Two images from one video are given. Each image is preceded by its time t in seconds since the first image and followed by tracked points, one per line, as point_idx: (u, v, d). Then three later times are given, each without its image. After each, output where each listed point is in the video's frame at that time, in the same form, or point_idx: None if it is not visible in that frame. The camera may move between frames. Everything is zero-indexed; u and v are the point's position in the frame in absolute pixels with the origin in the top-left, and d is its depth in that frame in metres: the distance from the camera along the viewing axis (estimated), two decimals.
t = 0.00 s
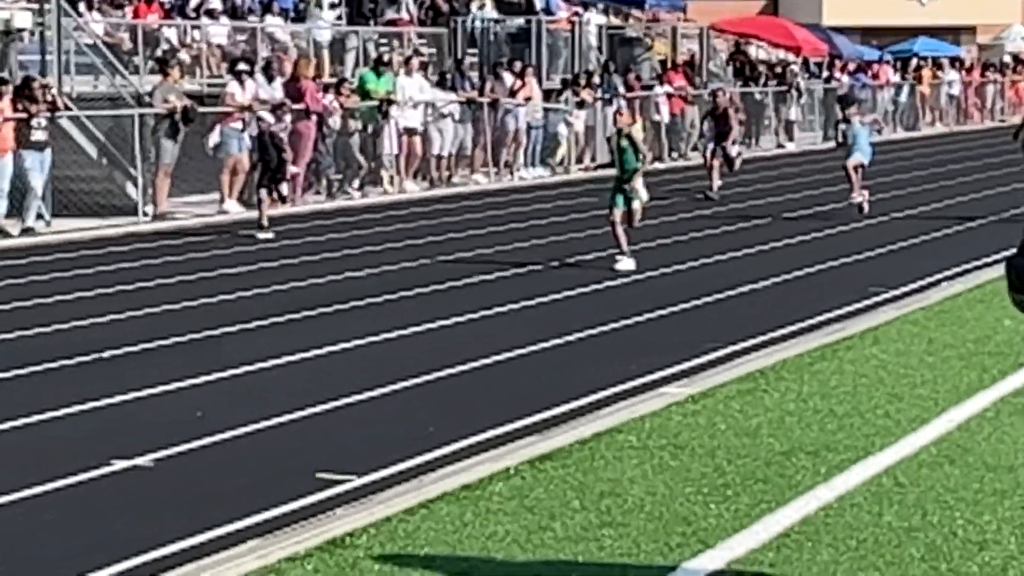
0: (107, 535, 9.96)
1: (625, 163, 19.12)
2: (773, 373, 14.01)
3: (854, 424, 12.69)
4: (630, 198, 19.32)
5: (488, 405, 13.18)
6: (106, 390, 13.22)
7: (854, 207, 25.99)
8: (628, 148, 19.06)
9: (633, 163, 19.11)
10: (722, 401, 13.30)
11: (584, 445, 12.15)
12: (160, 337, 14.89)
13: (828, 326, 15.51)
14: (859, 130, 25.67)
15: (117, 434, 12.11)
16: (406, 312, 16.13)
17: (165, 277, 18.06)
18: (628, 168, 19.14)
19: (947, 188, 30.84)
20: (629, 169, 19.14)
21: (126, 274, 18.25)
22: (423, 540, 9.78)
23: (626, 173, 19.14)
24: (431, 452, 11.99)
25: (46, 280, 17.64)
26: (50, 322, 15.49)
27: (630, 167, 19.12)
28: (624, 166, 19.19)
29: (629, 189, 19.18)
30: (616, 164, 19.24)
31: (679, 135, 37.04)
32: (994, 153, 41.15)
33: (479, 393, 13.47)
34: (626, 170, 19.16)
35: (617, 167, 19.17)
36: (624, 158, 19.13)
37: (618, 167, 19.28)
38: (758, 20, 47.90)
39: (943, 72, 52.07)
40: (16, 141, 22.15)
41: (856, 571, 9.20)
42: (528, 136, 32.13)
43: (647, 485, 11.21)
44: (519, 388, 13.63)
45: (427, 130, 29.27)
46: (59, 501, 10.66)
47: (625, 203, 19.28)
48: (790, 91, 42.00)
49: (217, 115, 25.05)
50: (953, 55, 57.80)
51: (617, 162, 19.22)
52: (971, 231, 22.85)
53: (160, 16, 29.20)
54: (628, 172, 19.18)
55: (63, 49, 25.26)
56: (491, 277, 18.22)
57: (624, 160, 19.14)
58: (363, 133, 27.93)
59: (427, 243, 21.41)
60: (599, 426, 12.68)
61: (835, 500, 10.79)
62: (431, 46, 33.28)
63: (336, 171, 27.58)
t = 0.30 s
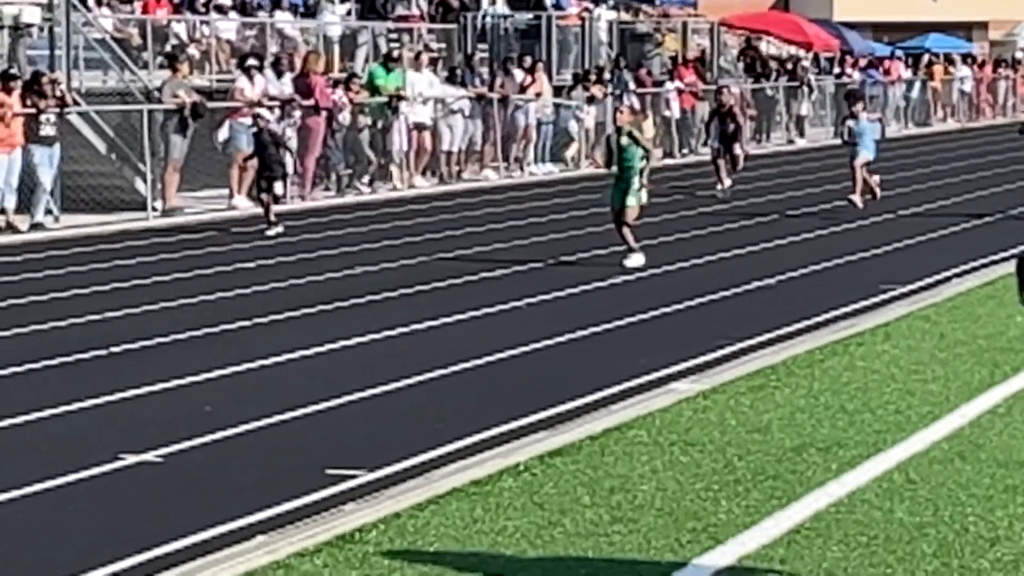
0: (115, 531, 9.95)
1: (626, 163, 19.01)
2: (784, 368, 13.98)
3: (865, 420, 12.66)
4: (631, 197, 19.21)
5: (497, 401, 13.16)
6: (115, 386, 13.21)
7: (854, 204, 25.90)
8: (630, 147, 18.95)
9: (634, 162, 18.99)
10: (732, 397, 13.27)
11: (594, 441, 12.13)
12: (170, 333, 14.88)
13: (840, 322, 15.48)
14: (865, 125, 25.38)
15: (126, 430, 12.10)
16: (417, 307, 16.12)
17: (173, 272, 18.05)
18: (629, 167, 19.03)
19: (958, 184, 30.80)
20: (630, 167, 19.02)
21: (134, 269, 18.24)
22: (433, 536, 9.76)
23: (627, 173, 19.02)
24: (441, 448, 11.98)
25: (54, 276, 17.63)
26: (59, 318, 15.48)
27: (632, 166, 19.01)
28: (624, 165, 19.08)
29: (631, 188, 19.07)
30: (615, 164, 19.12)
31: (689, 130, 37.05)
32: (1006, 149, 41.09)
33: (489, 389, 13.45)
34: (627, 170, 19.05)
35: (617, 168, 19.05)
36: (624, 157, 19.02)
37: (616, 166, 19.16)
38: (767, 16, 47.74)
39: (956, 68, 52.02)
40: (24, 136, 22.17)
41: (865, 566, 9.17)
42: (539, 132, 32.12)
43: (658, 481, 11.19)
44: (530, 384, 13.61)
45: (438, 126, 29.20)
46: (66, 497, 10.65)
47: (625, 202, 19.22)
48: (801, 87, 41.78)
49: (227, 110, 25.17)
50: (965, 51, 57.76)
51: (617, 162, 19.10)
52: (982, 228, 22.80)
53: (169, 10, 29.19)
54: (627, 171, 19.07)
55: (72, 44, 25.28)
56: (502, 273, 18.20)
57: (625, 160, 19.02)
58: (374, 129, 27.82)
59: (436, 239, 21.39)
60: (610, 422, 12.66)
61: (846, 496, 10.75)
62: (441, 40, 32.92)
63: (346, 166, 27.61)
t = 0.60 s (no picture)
0: (120, 529, 9.91)
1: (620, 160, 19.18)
2: (788, 367, 13.95)
3: (870, 419, 12.62)
4: (625, 194, 19.24)
5: (503, 400, 13.12)
6: (120, 383, 13.18)
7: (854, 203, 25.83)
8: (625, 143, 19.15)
9: (629, 159, 19.17)
10: (737, 396, 13.24)
11: (599, 440, 12.09)
12: (174, 331, 14.85)
13: (843, 321, 15.45)
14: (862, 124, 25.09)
15: (134, 428, 12.07)
16: (420, 306, 16.08)
17: (182, 269, 18.02)
18: (623, 164, 19.18)
19: (961, 183, 30.74)
20: (624, 165, 19.17)
21: (145, 265, 18.22)
22: (437, 535, 9.71)
23: (622, 170, 19.16)
24: (446, 447, 11.93)
25: (62, 273, 17.62)
26: (64, 315, 15.45)
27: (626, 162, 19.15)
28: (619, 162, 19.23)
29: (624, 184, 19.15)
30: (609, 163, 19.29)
31: (694, 128, 37.03)
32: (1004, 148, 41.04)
33: (493, 387, 13.41)
34: (621, 167, 19.19)
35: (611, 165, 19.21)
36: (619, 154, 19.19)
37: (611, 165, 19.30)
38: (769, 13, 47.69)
39: (956, 67, 52.03)
40: (29, 133, 22.09)
41: (870, 567, 9.14)
42: (544, 129, 32.11)
43: (663, 480, 11.15)
44: (534, 382, 13.58)
45: (441, 123, 29.23)
46: (72, 495, 10.61)
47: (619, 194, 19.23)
48: (805, 84, 41.84)
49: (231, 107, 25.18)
50: (969, 48, 57.72)
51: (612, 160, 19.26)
52: (987, 226, 22.75)
53: (175, 7, 29.17)
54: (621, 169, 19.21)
55: (78, 42, 25.23)
56: (505, 271, 18.17)
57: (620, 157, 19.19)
58: (378, 126, 27.79)
59: (445, 237, 21.37)
60: (614, 420, 12.62)
61: (849, 496, 10.72)
62: (446, 38, 32.93)
63: (350, 164, 27.59)
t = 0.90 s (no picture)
0: (129, 526, 9.90)
1: (618, 157, 19.62)
2: (798, 366, 13.91)
3: (880, 417, 12.60)
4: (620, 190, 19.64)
5: (512, 397, 13.10)
6: (129, 381, 13.18)
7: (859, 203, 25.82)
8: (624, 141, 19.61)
9: (626, 156, 19.63)
10: (748, 393, 13.21)
11: (608, 438, 12.08)
12: (184, 329, 14.85)
13: (854, 319, 15.43)
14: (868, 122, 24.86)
15: (143, 425, 12.07)
16: (430, 303, 16.07)
17: (187, 267, 17.98)
18: (620, 161, 19.63)
19: (973, 181, 30.71)
20: (621, 162, 19.61)
21: (153, 263, 18.23)
22: (447, 533, 9.70)
23: (619, 167, 19.60)
24: (455, 445, 11.92)
25: (66, 271, 17.56)
26: (70, 313, 15.41)
27: (623, 159, 19.62)
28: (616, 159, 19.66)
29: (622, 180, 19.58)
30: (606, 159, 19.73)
31: (704, 126, 37.00)
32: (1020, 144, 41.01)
33: (502, 386, 13.40)
34: (619, 163, 19.63)
35: (609, 161, 19.65)
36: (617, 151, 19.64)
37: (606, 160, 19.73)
38: (783, 11, 47.52)
39: (969, 65, 51.97)
40: (38, 131, 22.09)
41: (881, 564, 9.10)
42: (553, 127, 32.10)
43: (672, 478, 11.13)
44: (545, 381, 13.56)
45: (451, 121, 29.25)
46: (78, 493, 10.57)
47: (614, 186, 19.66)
48: (815, 82, 41.82)
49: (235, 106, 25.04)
50: (980, 45, 57.66)
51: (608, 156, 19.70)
52: (997, 224, 22.71)
53: (181, 5, 29.16)
54: (618, 165, 19.65)
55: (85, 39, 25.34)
56: (514, 269, 18.15)
57: (618, 154, 19.63)
58: (387, 124, 27.82)
59: (452, 234, 21.33)
60: (625, 418, 12.60)
61: (860, 495, 10.68)
62: (456, 36, 32.85)
63: (359, 162, 27.65)
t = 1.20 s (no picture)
0: (134, 525, 9.91)
1: (612, 157, 19.72)
2: (804, 365, 13.91)
3: (885, 417, 12.59)
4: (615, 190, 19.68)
5: (516, 397, 13.10)
6: (133, 381, 13.19)
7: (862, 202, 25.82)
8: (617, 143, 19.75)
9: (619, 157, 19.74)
10: (752, 393, 13.21)
11: (613, 438, 12.08)
12: (188, 328, 14.86)
13: (859, 319, 15.42)
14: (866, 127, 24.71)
15: (147, 425, 12.07)
16: (435, 303, 16.08)
17: (188, 267, 17.96)
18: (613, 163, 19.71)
19: (978, 180, 30.73)
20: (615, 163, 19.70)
21: (157, 263, 18.25)
22: (452, 533, 9.70)
23: (613, 166, 19.69)
24: (460, 444, 11.92)
25: (67, 271, 17.54)
26: (73, 314, 15.40)
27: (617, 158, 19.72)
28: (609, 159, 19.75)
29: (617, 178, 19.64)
30: (599, 160, 19.82)
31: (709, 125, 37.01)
32: None
33: (507, 385, 13.40)
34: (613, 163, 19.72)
35: (603, 162, 19.73)
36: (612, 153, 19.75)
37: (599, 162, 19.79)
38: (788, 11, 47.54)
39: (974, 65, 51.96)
40: (43, 130, 22.11)
41: (886, 564, 9.10)
42: (558, 127, 32.10)
43: (678, 477, 11.13)
44: (549, 380, 13.56)
45: (456, 121, 29.27)
46: (81, 493, 10.57)
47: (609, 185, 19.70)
48: (820, 82, 41.82)
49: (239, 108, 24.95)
50: (986, 45, 57.66)
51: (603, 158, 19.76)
52: (1002, 224, 22.70)
53: (186, 5, 29.18)
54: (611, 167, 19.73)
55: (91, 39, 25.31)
56: (518, 269, 18.15)
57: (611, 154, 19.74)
58: (392, 123, 27.81)
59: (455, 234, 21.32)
60: (630, 418, 12.61)
61: (865, 494, 10.68)
62: (460, 35, 32.87)
63: (364, 161, 27.68)
